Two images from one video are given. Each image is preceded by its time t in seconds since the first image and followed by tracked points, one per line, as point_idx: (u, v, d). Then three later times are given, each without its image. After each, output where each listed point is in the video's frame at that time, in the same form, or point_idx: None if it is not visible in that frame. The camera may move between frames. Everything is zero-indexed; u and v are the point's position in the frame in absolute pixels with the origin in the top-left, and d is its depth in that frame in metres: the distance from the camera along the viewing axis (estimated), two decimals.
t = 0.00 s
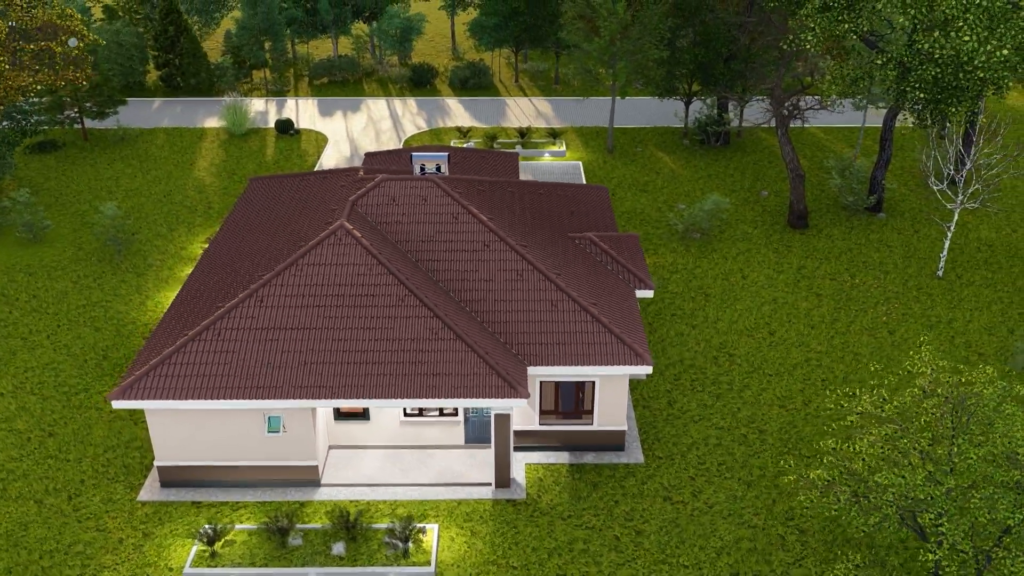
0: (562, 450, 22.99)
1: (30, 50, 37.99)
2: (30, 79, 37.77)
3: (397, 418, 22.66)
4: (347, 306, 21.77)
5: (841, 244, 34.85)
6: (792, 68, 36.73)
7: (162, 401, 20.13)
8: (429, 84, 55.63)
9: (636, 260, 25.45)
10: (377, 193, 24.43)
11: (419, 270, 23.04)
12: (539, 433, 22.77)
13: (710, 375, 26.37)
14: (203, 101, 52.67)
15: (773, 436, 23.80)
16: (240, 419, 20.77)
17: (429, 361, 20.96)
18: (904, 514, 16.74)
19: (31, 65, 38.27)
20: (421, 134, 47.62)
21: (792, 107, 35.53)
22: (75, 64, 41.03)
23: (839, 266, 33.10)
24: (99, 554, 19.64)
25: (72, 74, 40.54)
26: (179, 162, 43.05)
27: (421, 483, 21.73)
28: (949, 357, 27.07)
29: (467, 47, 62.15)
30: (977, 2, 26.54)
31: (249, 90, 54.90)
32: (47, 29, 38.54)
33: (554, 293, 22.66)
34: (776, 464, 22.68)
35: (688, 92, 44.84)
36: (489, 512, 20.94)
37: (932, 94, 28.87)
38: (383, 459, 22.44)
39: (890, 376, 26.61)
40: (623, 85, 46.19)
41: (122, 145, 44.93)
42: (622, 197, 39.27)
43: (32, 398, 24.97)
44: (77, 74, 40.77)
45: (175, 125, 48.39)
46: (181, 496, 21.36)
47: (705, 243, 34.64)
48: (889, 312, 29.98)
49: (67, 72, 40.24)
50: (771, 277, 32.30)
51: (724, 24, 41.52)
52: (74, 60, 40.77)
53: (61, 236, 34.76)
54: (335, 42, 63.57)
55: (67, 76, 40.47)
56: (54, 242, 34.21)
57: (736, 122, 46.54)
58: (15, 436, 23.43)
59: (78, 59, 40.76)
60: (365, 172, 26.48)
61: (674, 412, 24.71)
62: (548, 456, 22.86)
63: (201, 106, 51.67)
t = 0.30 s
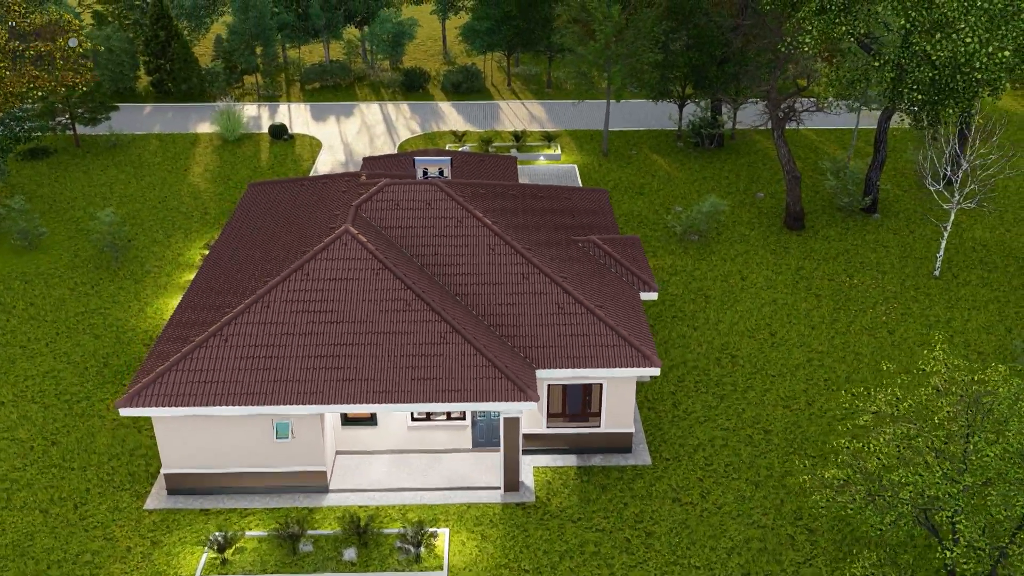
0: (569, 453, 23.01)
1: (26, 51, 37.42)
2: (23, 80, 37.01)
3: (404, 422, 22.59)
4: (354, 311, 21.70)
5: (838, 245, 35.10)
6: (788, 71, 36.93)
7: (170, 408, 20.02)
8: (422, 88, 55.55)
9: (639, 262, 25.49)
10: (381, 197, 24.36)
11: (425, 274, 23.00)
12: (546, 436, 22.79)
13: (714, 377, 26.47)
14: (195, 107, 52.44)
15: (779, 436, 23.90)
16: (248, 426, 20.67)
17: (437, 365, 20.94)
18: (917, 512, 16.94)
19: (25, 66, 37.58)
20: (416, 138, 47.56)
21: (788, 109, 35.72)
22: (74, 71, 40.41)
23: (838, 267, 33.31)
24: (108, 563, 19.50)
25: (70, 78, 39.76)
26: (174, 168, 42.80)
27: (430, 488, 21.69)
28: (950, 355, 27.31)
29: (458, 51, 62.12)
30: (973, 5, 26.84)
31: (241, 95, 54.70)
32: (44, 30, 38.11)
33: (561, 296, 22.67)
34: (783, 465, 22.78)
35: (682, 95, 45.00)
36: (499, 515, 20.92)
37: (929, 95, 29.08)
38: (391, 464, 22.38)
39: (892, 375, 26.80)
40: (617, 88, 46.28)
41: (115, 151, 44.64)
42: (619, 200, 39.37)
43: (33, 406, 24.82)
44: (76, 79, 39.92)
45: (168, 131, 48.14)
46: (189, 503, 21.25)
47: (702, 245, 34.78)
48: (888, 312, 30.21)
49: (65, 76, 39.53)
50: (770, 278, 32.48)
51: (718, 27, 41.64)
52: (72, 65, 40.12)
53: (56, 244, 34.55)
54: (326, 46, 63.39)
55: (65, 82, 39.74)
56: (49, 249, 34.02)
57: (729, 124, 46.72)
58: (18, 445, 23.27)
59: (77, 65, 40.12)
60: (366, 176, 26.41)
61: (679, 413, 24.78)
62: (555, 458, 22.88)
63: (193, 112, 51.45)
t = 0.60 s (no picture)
0: (580, 456, 23.04)
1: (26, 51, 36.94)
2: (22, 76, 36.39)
3: (415, 427, 22.56)
4: (364, 315, 21.67)
5: (838, 246, 35.30)
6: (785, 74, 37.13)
7: (181, 415, 19.93)
8: (417, 93, 55.52)
9: (645, 264, 25.56)
10: (389, 201, 24.36)
11: (434, 278, 22.99)
12: (557, 439, 22.81)
13: (720, 378, 26.56)
14: (191, 112, 52.28)
15: (787, 437, 24.00)
16: (260, 432, 20.60)
17: (450, 369, 20.92)
18: (935, 510, 17.10)
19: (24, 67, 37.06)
20: (413, 142, 47.53)
21: (787, 112, 35.90)
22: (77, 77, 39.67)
23: (839, 268, 33.50)
24: (120, 572, 19.38)
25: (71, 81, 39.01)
26: (171, 174, 42.63)
27: (442, 492, 21.66)
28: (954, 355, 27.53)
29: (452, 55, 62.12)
30: (974, 8, 27.03)
31: (236, 100, 54.55)
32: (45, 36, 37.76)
33: (571, 299, 22.71)
34: (792, 466, 22.86)
35: (679, 98, 45.14)
36: (512, 519, 20.90)
37: (930, 97, 29.24)
38: (401, 468, 22.34)
39: (897, 375, 26.97)
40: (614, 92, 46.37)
41: (111, 157, 44.43)
42: (618, 203, 39.47)
43: (39, 415, 24.68)
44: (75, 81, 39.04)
45: (163, 136, 47.97)
46: (200, 510, 21.16)
47: (703, 247, 34.90)
48: (891, 313, 30.40)
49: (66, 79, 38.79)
50: (772, 279, 32.64)
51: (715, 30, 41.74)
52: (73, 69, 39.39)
53: (55, 251, 34.36)
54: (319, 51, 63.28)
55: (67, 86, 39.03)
56: (48, 256, 33.84)
57: (725, 127, 46.89)
58: (25, 454, 23.14)
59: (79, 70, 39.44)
60: (372, 180, 26.40)
61: (688, 415, 24.86)
62: (566, 462, 22.90)
63: (188, 117, 51.28)
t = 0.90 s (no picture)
0: (593, 459, 23.08)
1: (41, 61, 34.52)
2: (30, 83, 33.42)
3: (428, 431, 22.54)
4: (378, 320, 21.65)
5: (840, 248, 35.50)
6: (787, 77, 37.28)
7: (196, 421, 19.83)
8: (415, 97, 55.51)
9: (654, 267, 25.63)
10: (399, 206, 24.34)
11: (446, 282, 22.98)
12: (570, 442, 22.84)
13: (729, 380, 26.65)
14: (188, 118, 52.13)
15: (799, 438, 24.11)
16: (275, 438, 20.54)
17: (465, 373, 20.90)
18: (956, 509, 17.47)
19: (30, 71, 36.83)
20: (413, 146, 47.51)
21: (788, 115, 36.08)
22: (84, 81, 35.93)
23: (842, 270, 33.70)
24: None
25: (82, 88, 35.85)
26: (171, 180, 42.45)
27: (456, 496, 21.65)
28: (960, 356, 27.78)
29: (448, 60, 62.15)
30: (981, 11, 27.23)
31: (233, 106, 54.42)
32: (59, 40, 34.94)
33: (583, 302, 22.73)
34: (804, 467, 22.95)
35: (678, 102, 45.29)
36: (528, 522, 20.92)
37: (934, 100, 29.45)
38: (415, 473, 22.31)
39: (904, 375, 27.17)
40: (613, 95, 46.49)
41: (110, 163, 44.20)
42: (620, 206, 39.56)
43: (48, 422, 24.55)
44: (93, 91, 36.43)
45: (162, 142, 47.82)
46: (214, 516, 21.09)
47: (707, 250, 35.02)
48: (896, 313, 30.60)
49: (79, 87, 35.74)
50: (776, 281, 32.79)
51: (715, 33, 41.99)
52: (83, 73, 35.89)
53: (57, 257, 34.19)
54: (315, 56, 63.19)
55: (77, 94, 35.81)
56: (51, 263, 33.68)
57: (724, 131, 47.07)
58: (35, 461, 23.01)
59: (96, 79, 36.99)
60: (380, 185, 26.39)
61: (699, 417, 24.94)
62: (579, 464, 22.93)
63: (186, 123, 51.13)
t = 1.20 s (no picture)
0: (608, 461, 23.11)
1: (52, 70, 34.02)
2: (42, 90, 33.41)
3: (444, 435, 22.50)
4: (394, 324, 21.64)
5: (844, 250, 35.69)
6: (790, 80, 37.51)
7: (215, 426, 19.78)
8: (415, 102, 55.53)
9: (665, 270, 25.72)
10: (412, 210, 24.34)
11: (460, 286, 22.99)
12: (586, 445, 22.86)
13: (740, 382, 26.73)
14: (188, 123, 52.05)
15: (812, 440, 24.19)
16: (293, 443, 20.50)
17: (482, 377, 20.91)
18: (981, 509, 17.87)
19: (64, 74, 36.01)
20: (414, 151, 47.52)
21: (791, 118, 36.28)
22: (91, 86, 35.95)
23: (848, 272, 33.85)
24: None
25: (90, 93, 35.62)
26: (173, 186, 42.36)
27: (472, 500, 21.63)
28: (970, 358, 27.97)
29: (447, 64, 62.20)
30: (989, 15, 27.42)
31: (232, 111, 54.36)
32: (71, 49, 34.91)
33: (597, 305, 22.78)
34: (817, 469, 23.03)
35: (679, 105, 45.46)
36: (546, 525, 20.92)
37: (940, 103, 29.52)
38: (431, 477, 22.29)
39: (914, 376, 27.27)
40: (614, 99, 46.63)
41: (111, 169, 44.08)
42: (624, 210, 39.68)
43: (59, 429, 24.50)
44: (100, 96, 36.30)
45: (162, 148, 47.73)
46: (231, 522, 21.04)
47: (712, 252, 35.16)
48: (903, 315, 30.78)
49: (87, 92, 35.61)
50: (783, 283, 32.95)
51: (716, 38, 42.17)
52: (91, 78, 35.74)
53: (62, 264, 34.11)
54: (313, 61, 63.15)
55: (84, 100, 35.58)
56: (55, 269, 33.60)
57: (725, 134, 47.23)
58: (47, 468, 22.95)
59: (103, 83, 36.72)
60: (391, 190, 26.40)
61: (711, 419, 25.00)
62: (595, 467, 22.95)
63: (186, 128, 51.06)
